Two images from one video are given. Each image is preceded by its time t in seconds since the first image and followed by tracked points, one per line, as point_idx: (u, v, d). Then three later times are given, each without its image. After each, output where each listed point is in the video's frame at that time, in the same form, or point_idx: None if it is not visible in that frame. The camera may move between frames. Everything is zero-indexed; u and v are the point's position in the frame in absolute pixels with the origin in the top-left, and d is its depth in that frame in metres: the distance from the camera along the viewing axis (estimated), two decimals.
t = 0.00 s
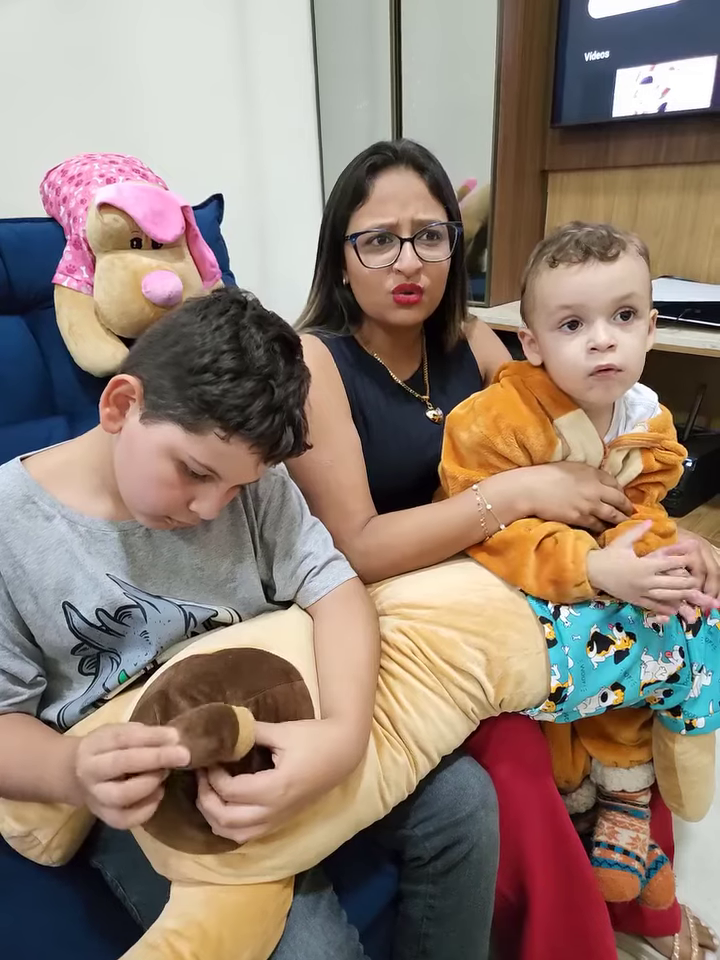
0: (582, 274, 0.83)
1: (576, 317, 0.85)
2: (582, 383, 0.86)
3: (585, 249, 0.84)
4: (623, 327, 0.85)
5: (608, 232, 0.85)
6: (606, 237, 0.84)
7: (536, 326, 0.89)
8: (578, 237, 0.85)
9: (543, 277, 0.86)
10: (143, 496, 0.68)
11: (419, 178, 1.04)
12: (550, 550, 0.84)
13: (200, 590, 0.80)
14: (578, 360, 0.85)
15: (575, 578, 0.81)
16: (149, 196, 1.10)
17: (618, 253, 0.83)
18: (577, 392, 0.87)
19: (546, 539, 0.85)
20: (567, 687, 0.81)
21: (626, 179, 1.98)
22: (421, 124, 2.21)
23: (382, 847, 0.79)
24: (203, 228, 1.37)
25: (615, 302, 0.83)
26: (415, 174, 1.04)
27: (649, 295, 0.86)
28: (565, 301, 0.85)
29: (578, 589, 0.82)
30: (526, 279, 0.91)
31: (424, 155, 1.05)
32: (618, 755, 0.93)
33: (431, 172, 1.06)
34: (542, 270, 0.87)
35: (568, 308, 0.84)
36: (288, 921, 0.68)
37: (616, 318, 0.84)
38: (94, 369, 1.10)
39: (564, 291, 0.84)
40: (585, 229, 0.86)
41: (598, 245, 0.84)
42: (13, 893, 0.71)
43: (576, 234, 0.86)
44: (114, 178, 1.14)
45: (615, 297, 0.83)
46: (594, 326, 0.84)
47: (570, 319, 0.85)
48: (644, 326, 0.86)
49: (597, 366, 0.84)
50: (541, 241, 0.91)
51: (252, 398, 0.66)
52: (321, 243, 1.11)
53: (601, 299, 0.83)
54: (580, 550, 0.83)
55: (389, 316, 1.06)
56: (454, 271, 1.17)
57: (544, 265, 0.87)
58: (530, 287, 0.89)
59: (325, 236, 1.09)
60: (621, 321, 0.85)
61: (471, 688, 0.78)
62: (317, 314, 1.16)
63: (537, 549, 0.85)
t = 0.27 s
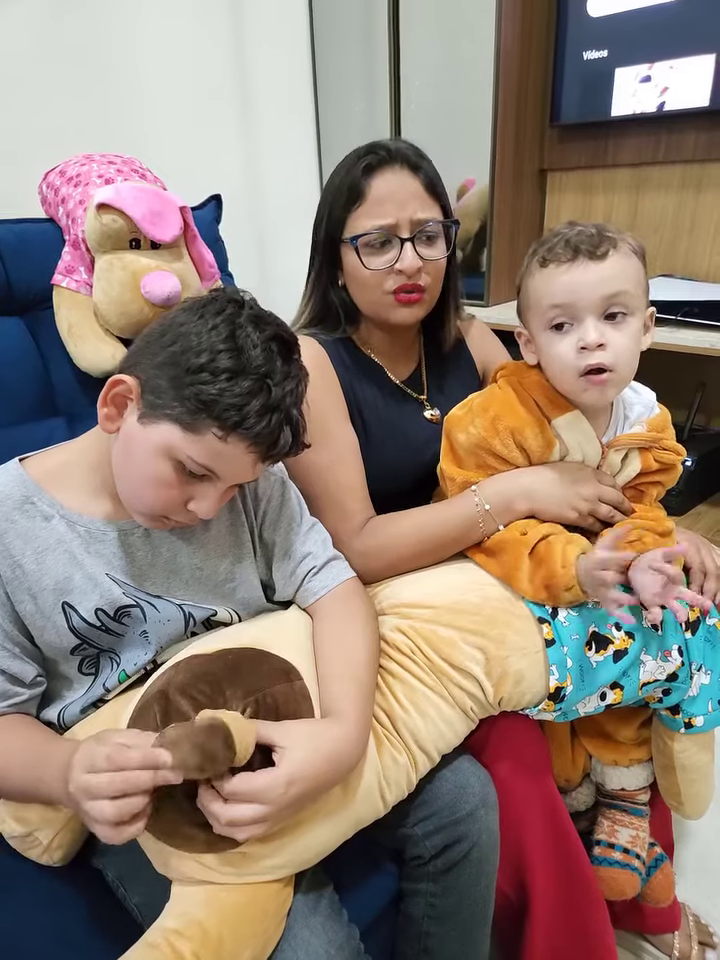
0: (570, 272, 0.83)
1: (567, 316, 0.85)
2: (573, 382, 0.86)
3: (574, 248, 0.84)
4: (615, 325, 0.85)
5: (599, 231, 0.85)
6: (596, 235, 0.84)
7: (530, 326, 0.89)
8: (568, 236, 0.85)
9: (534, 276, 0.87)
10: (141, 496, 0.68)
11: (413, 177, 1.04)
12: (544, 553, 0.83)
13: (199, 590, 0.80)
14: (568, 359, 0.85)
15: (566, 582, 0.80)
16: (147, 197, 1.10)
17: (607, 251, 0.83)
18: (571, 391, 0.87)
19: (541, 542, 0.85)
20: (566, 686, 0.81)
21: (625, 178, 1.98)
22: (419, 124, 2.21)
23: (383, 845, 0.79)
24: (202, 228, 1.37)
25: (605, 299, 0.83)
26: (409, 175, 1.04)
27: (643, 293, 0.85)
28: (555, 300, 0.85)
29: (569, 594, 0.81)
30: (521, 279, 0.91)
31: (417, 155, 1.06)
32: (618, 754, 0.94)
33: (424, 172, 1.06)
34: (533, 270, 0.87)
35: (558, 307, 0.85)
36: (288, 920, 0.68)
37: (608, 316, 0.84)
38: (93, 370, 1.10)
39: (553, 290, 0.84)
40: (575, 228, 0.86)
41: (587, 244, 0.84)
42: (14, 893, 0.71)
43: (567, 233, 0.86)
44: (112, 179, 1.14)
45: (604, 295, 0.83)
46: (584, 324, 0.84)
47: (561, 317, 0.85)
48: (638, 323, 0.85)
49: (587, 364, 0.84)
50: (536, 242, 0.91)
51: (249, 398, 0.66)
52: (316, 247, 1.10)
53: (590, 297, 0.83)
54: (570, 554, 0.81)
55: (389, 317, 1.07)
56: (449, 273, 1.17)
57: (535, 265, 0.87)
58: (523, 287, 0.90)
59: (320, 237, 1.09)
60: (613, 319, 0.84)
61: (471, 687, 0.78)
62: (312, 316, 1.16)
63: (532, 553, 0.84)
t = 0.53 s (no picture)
0: (561, 263, 0.83)
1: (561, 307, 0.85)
2: (567, 373, 0.86)
3: (568, 239, 0.84)
4: (610, 315, 0.84)
5: (593, 222, 0.85)
6: (590, 227, 0.84)
7: (526, 319, 0.90)
8: (562, 227, 0.85)
9: (530, 268, 0.87)
10: (141, 496, 0.69)
11: (409, 174, 1.04)
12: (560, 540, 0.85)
13: (200, 589, 0.81)
14: (561, 349, 0.85)
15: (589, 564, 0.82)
16: (144, 195, 1.10)
17: (600, 242, 0.83)
18: (566, 382, 0.87)
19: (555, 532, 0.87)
20: (567, 680, 0.81)
21: (625, 174, 1.98)
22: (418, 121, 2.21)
23: (386, 841, 0.79)
24: (199, 226, 1.37)
25: (597, 290, 0.83)
26: (406, 174, 1.04)
27: (639, 284, 0.85)
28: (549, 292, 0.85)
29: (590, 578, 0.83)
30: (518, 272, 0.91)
31: (412, 152, 1.05)
32: (619, 749, 0.94)
33: (420, 169, 1.06)
34: (529, 263, 0.88)
35: (550, 298, 0.85)
36: (292, 915, 0.68)
37: (601, 307, 0.84)
38: (92, 369, 1.10)
39: (545, 281, 0.85)
40: (569, 220, 0.86)
41: (579, 234, 0.84)
42: (18, 892, 0.72)
43: (560, 225, 0.86)
44: (109, 177, 1.14)
45: (597, 285, 0.83)
46: (577, 315, 0.84)
47: (555, 309, 0.85)
48: (633, 314, 0.85)
49: (579, 355, 0.84)
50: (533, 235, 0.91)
51: (249, 396, 0.66)
52: (313, 246, 1.09)
53: (582, 287, 0.83)
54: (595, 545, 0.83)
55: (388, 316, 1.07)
56: (446, 271, 1.17)
57: (531, 258, 0.87)
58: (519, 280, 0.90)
59: (317, 238, 1.08)
60: (607, 310, 0.84)
61: (472, 683, 0.78)
62: (309, 316, 1.15)
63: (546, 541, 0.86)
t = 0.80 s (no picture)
0: (576, 256, 0.82)
1: (572, 300, 0.84)
2: (577, 367, 0.85)
3: (580, 232, 0.83)
4: (620, 309, 0.84)
5: (603, 215, 0.85)
6: (601, 219, 0.84)
7: (533, 311, 0.89)
8: (573, 220, 0.84)
9: (539, 260, 0.86)
10: (141, 490, 0.69)
11: (409, 168, 1.04)
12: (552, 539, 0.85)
13: (201, 584, 0.81)
14: (573, 344, 0.84)
15: (578, 565, 0.81)
16: (142, 190, 1.09)
17: (613, 235, 0.83)
18: (573, 377, 0.87)
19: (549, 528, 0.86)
20: (567, 673, 0.81)
21: (625, 167, 1.97)
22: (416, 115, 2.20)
23: (387, 833, 0.79)
24: (197, 221, 1.36)
25: (610, 284, 0.83)
26: (406, 168, 1.03)
27: (646, 278, 0.85)
28: (560, 284, 0.84)
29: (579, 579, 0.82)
30: (523, 264, 0.90)
31: (412, 145, 1.05)
32: (619, 741, 0.94)
33: (420, 163, 1.05)
34: (538, 254, 0.86)
35: (563, 292, 0.84)
36: (294, 906, 0.68)
37: (612, 301, 0.84)
38: (90, 365, 1.10)
39: (558, 273, 0.84)
40: (580, 213, 0.85)
41: (593, 227, 0.83)
42: (21, 886, 0.72)
43: (571, 217, 0.85)
44: (106, 171, 1.14)
45: (610, 279, 0.82)
46: (589, 308, 0.83)
47: (566, 301, 0.85)
48: (641, 308, 0.85)
49: (592, 349, 0.83)
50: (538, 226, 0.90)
51: (248, 390, 0.66)
52: (312, 238, 1.09)
53: (596, 281, 0.82)
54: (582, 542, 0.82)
55: (386, 315, 1.07)
56: (447, 265, 1.17)
57: (540, 249, 0.86)
58: (526, 271, 0.89)
59: (316, 233, 1.08)
60: (617, 304, 0.84)
61: (472, 676, 0.78)
62: (308, 309, 1.15)
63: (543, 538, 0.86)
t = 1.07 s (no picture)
0: (601, 247, 0.82)
1: (591, 292, 0.84)
2: (593, 358, 0.85)
3: (603, 224, 0.83)
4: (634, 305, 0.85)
5: (619, 212, 0.85)
6: (620, 215, 0.84)
7: (544, 303, 0.88)
8: (593, 214, 0.85)
9: (558, 249, 0.85)
10: (141, 490, 0.69)
11: (407, 167, 1.04)
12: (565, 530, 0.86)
13: (201, 583, 0.81)
14: (592, 334, 0.84)
15: (598, 547, 0.82)
16: (140, 189, 1.09)
17: (633, 230, 0.83)
18: (584, 370, 0.86)
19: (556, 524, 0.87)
20: (567, 671, 0.81)
21: (622, 165, 1.97)
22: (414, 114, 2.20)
23: (388, 832, 0.79)
24: (195, 221, 1.36)
25: (630, 277, 0.83)
26: (404, 165, 1.04)
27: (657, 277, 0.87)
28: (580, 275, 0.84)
29: (601, 560, 0.83)
30: (533, 256, 0.90)
31: (409, 143, 1.05)
32: (619, 739, 0.94)
33: (418, 161, 1.06)
34: (556, 243, 0.86)
35: (584, 282, 0.83)
36: (295, 906, 0.68)
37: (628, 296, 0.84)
38: (89, 364, 1.10)
39: (581, 263, 0.83)
40: (599, 207, 0.86)
41: (615, 222, 0.83)
42: (22, 886, 0.72)
43: (591, 210, 0.85)
44: (104, 171, 1.14)
45: (630, 272, 0.83)
46: (609, 301, 0.83)
47: (584, 292, 0.84)
48: (652, 306, 0.86)
49: (610, 341, 0.83)
50: (550, 219, 0.90)
51: (248, 388, 0.66)
52: (309, 236, 1.09)
53: (618, 274, 0.82)
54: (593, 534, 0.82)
55: (384, 313, 1.07)
56: (445, 264, 1.17)
57: (558, 238, 0.85)
58: (539, 262, 0.88)
59: (312, 231, 1.08)
60: (632, 299, 0.85)
61: (472, 675, 0.78)
62: (306, 308, 1.15)
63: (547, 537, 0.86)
